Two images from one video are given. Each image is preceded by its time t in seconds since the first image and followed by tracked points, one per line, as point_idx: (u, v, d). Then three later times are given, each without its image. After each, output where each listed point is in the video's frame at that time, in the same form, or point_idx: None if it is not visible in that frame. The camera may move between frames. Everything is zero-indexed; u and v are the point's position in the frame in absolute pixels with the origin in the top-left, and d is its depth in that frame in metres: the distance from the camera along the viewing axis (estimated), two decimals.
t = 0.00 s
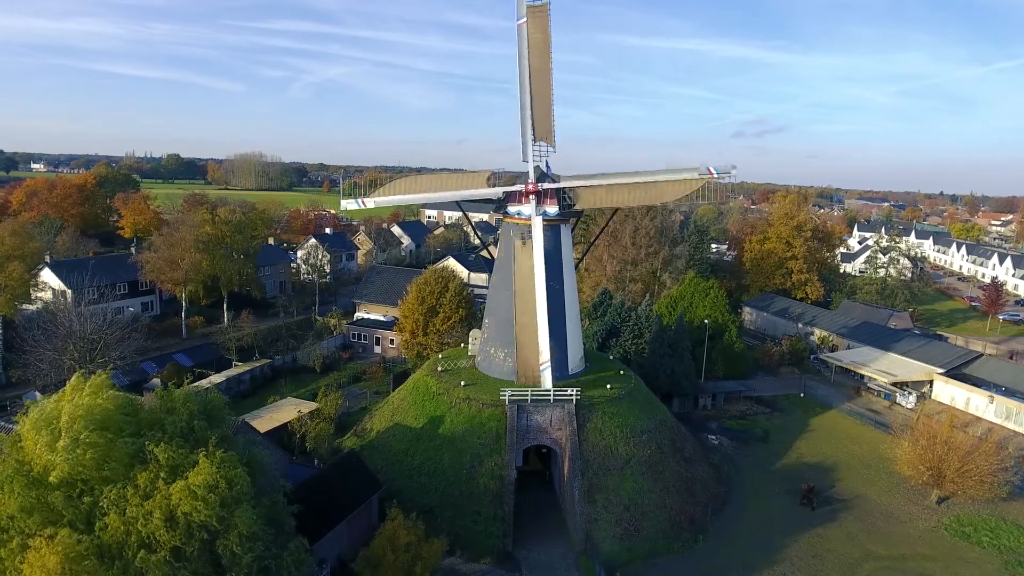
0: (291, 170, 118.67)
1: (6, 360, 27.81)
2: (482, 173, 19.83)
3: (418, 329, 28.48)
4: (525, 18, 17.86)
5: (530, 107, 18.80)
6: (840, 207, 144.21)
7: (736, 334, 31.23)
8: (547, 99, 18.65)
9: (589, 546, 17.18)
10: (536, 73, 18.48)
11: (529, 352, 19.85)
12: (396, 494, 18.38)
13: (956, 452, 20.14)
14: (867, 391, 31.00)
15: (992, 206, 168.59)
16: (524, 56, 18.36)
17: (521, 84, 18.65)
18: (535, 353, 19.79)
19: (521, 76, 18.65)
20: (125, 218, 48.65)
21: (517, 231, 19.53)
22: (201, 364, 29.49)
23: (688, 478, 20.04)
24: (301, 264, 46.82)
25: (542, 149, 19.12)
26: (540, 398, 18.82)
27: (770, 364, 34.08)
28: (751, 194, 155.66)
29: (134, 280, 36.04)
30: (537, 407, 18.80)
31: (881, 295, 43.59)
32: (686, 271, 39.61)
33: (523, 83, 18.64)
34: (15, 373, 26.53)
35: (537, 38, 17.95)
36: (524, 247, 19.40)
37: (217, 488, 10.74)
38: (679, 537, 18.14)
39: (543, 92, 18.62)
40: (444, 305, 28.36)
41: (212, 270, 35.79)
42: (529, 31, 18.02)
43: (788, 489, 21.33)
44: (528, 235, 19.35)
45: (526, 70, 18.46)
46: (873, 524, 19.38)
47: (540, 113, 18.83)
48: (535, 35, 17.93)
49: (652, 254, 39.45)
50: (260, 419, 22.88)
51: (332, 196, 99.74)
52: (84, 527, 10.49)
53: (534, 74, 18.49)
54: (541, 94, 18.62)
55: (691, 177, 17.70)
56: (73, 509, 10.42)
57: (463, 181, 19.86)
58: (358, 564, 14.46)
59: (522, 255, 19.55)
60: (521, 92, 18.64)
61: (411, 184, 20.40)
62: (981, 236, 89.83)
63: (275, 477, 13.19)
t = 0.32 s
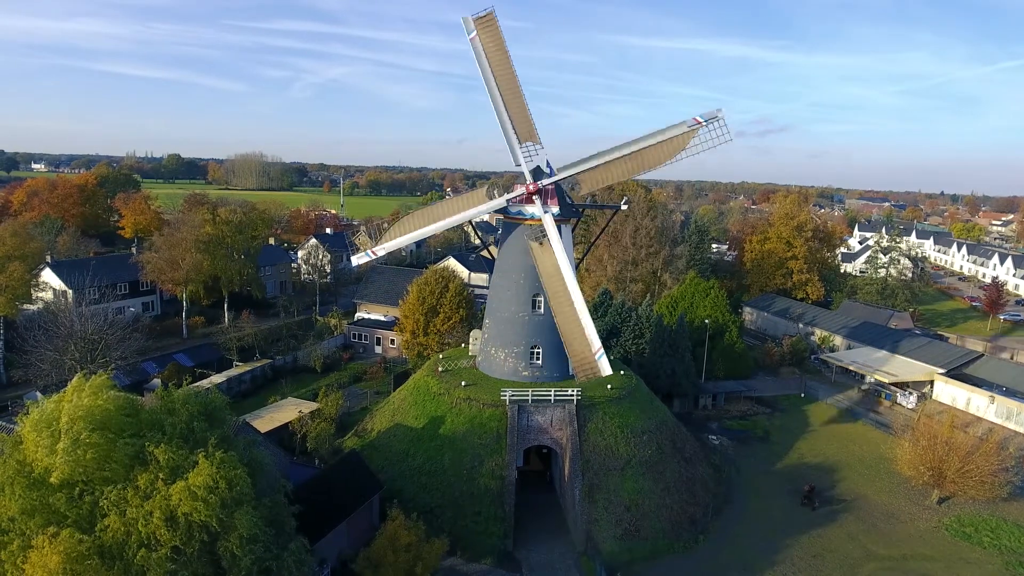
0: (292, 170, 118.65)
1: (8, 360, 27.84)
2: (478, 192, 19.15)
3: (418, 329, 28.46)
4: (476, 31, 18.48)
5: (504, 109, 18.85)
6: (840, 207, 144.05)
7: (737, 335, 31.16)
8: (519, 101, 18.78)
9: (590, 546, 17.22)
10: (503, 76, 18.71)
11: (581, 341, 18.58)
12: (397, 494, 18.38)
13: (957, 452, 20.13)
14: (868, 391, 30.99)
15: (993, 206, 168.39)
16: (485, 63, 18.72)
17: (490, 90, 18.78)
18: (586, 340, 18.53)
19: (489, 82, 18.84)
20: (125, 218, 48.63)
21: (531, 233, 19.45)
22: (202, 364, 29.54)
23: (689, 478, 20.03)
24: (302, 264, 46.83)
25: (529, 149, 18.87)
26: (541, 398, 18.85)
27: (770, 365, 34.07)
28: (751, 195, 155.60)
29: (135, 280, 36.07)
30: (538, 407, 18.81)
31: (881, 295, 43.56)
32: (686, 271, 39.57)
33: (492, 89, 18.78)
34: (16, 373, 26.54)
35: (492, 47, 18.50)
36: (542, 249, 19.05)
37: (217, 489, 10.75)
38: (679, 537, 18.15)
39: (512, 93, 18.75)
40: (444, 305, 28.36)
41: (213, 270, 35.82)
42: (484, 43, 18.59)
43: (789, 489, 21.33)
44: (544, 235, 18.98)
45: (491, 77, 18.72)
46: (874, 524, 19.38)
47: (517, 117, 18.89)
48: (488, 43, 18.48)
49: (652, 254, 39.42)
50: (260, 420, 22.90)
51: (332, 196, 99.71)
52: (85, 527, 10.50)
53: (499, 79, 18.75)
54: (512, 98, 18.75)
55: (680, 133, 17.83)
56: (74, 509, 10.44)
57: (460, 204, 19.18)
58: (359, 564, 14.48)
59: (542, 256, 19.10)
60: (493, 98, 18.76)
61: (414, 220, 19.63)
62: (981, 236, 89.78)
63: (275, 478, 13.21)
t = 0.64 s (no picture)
0: (292, 170, 118.69)
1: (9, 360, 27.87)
2: (483, 205, 19.37)
3: (419, 329, 28.49)
4: (434, 54, 18.84)
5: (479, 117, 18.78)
6: (841, 207, 143.99)
7: (737, 335, 31.18)
8: (492, 108, 18.75)
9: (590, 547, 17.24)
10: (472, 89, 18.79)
11: (624, 323, 18.25)
12: (397, 494, 18.40)
13: (957, 453, 20.13)
14: (868, 392, 30.99)
15: (993, 206, 168.22)
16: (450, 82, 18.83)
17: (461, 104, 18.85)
18: (628, 319, 18.15)
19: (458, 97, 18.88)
20: (126, 218, 48.64)
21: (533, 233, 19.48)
22: (203, 364, 29.57)
23: (689, 479, 20.01)
24: (302, 264, 46.84)
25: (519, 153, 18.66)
26: (541, 399, 18.89)
27: (771, 365, 34.09)
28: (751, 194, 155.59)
29: (136, 280, 36.11)
30: (538, 408, 18.85)
31: (882, 295, 43.56)
32: (687, 271, 39.58)
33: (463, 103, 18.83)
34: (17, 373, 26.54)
35: (454, 66, 18.80)
36: (557, 244, 19.02)
37: (217, 490, 10.79)
38: (679, 538, 18.16)
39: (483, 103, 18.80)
40: (445, 306, 28.37)
41: (214, 270, 35.83)
42: (445, 64, 18.88)
43: (790, 490, 21.33)
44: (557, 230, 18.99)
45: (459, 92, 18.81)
46: (874, 525, 19.39)
47: (494, 122, 18.72)
48: (448, 62, 18.80)
49: (653, 255, 39.46)
50: (261, 420, 22.93)
51: (332, 196, 99.72)
52: (85, 529, 10.50)
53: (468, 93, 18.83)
54: (485, 105, 18.77)
55: (660, 97, 17.64)
56: (74, 511, 10.43)
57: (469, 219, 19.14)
58: (360, 564, 14.51)
59: (560, 251, 19.01)
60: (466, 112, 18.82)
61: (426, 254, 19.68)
62: (982, 236, 89.71)
63: (275, 479, 13.23)
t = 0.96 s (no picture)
0: (293, 170, 118.77)
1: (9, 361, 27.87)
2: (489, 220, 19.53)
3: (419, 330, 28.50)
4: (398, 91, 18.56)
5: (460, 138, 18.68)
6: (841, 207, 143.98)
7: (737, 335, 31.20)
8: (470, 125, 18.75)
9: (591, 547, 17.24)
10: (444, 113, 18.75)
11: (662, 291, 18.23)
12: (398, 495, 18.40)
13: (958, 454, 20.12)
14: (869, 392, 30.99)
15: (994, 206, 168.14)
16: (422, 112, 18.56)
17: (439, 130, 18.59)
18: (663, 285, 18.12)
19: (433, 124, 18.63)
20: (126, 219, 48.69)
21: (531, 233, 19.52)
22: (203, 365, 29.59)
23: (690, 480, 20.00)
24: (302, 264, 46.85)
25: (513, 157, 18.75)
26: (541, 400, 18.90)
27: (771, 365, 34.09)
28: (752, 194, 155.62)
29: (136, 281, 36.13)
30: (538, 409, 18.85)
31: (882, 296, 43.56)
32: (687, 271, 39.61)
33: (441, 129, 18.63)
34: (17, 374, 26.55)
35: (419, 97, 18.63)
36: (571, 236, 19.11)
37: (218, 491, 10.81)
38: (680, 539, 18.14)
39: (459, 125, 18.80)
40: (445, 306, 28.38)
41: (214, 270, 35.84)
42: (410, 98, 18.57)
43: (790, 491, 21.32)
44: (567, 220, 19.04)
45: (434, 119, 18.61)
46: (875, 526, 19.39)
47: (478, 139, 18.79)
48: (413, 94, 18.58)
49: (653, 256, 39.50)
50: (261, 420, 22.95)
51: (333, 197, 99.77)
52: (85, 531, 10.47)
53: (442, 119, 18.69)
54: (465, 126, 18.80)
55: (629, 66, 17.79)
56: (73, 513, 10.41)
57: (484, 234, 19.31)
58: (360, 565, 14.52)
59: (576, 241, 19.09)
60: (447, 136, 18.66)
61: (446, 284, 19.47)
62: (982, 236, 89.67)
63: (275, 480, 13.24)
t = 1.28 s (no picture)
0: (293, 170, 118.85)
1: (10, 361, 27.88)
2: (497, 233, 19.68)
3: (419, 330, 28.52)
4: (374, 132, 19.11)
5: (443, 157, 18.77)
6: (841, 207, 143.97)
7: (738, 335, 31.21)
8: (450, 144, 18.92)
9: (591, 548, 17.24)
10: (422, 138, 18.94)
11: (686, 253, 18.00)
12: (398, 495, 18.40)
13: (959, 454, 20.10)
14: (869, 393, 30.97)
15: (994, 206, 168.05)
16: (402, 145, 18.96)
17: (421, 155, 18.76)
18: (684, 247, 17.96)
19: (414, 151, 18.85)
20: (126, 219, 48.72)
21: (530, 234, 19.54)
22: (204, 365, 29.62)
23: (690, 480, 19.98)
24: (303, 264, 46.87)
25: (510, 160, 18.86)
26: (541, 400, 18.91)
27: (772, 365, 34.10)
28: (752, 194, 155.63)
29: (137, 281, 36.15)
30: (539, 409, 18.84)
31: (883, 296, 43.54)
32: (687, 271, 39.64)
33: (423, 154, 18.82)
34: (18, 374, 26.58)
35: (396, 133, 19.06)
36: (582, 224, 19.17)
37: (218, 492, 10.83)
38: (681, 540, 18.15)
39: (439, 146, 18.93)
40: (446, 306, 28.39)
41: (214, 270, 35.84)
42: (387, 136, 19.11)
43: (790, 491, 21.32)
44: (574, 211, 19.15)
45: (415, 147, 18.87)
46: (876, 526, 19.38)
47: (462, 154, 18.87)
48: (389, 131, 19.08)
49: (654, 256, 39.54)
50: (262, 421, 22.96)
51: (333, 197, 99.83)
52: (85, 533, 10.43)
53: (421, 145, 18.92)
54: (445, 146, 18.95)
55: (590, 51, 17.91)
56: (73, 515, 10.38)
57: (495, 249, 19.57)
58: (361, 565, 14.53)
59: (588, 228, 19.14)
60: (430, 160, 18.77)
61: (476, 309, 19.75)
62: (983, 236, 89.62)
63: (275, 481, 13.26)
